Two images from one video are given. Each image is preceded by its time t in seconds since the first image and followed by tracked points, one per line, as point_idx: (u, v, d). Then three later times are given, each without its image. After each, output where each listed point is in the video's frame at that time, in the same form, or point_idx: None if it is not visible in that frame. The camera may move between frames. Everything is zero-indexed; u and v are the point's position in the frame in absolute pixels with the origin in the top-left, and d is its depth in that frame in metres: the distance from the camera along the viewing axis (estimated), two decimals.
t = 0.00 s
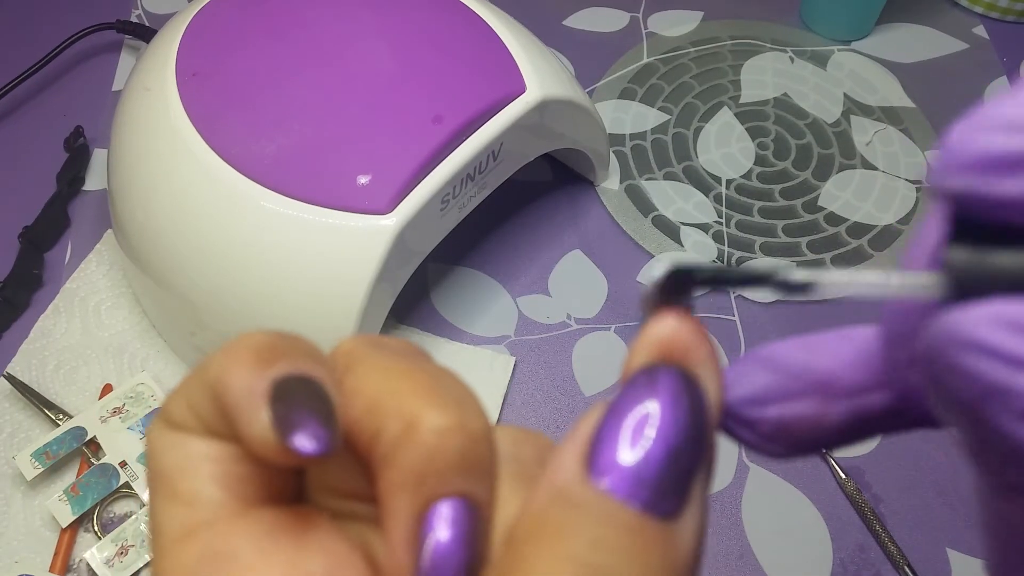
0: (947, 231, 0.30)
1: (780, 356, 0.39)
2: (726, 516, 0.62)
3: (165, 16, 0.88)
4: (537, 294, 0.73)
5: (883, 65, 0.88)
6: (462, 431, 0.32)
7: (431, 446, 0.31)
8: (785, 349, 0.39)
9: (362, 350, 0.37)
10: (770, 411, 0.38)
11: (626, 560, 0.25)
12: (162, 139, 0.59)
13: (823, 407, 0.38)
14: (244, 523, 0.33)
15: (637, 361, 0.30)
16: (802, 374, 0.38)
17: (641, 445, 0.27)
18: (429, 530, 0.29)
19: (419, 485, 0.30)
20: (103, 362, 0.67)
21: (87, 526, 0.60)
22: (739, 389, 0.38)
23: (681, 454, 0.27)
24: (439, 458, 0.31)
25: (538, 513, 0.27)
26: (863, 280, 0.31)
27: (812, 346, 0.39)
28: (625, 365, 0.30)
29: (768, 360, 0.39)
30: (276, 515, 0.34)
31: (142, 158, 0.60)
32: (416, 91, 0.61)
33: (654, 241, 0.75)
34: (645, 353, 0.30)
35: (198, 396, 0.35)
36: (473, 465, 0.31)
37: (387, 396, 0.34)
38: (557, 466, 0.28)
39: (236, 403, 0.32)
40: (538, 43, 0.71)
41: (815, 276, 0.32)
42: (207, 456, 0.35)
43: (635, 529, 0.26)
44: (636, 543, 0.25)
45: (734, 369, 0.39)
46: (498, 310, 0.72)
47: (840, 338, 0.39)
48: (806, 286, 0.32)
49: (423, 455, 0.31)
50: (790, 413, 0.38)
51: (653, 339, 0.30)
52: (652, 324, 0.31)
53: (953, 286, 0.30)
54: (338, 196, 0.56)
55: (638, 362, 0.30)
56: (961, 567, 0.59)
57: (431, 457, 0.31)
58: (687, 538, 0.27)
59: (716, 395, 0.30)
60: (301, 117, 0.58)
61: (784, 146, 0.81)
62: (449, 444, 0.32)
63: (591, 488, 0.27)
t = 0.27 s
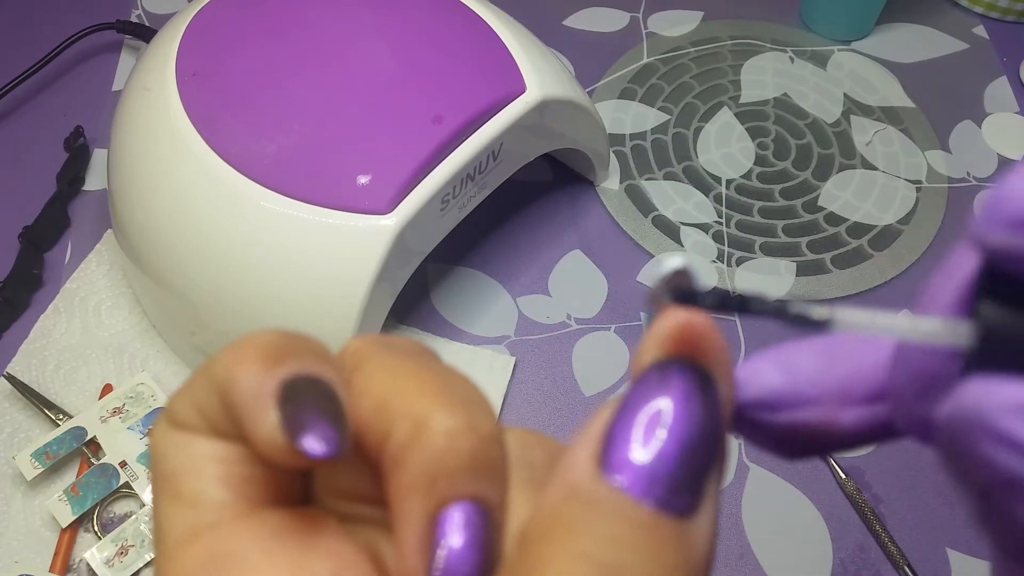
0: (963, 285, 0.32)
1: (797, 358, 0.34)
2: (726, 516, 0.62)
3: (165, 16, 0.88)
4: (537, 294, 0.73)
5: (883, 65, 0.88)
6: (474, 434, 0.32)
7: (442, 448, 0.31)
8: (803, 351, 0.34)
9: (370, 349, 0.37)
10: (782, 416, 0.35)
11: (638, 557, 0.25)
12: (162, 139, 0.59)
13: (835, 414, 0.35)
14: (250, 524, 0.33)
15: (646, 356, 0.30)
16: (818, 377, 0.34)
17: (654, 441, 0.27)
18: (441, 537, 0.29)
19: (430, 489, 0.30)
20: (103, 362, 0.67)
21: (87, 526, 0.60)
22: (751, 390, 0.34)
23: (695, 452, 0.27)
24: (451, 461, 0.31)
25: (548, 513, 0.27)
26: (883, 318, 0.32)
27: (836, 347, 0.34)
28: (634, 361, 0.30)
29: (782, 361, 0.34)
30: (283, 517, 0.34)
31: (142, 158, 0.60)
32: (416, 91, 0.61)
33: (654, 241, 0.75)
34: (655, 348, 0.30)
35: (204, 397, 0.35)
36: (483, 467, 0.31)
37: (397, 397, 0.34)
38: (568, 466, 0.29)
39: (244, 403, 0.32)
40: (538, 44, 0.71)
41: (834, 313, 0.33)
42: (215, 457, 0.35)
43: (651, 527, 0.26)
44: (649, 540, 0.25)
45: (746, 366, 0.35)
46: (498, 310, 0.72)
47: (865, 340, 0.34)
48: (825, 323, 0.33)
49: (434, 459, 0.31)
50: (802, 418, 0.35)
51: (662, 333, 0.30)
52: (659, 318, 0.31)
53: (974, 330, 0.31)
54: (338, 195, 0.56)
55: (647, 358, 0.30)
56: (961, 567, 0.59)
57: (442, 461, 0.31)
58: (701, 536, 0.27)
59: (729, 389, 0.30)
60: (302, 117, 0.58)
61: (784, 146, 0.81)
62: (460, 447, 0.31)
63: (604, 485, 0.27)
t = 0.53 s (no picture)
0: (956, 280, 0.30)
1: (804, 360, 0.33)
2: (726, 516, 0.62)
3: (165, 16, 0.88)
4: (537, 294, 0.73)
5: (883, 65, 0.88)
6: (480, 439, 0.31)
7: (449, 454, 0.31)
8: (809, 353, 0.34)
9: (374, 350, 0.37)
10: (790, 418, 0.34)
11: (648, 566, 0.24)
12: (162, 139, 0.59)
13: (841, 415, 0.33)
14: (254, 529, 0.33)
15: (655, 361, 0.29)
16: (825, 378, 0.33)
17: (664, 447, 0.27)
18: (446, 545, 0.29)
19: (437, 495, 0.29)
20: (103, 362, 0.67)
21: (87, 526, 0.60)
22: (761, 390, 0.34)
23: (706, 458, 0.27)
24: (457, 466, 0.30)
25: (557, 519, 0.26)
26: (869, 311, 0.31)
27: (840, 347, 0.33)
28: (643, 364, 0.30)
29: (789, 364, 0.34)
30: (288, 522, 0.34)
31: (142, 158, 0.60)
32: (415, 91, 0.61)
33: (654, 241, 0.75)
34: (664, 353, 0.29)
35: (207, 399, 0.34)
36: (490, 473, 0.30)
37: (402, 400, 0.33)
38: (578, 470, 0.28)
39: (248, 407, 0.32)
40: (539, 44, 0.71)
41: (825, 306, 0.32)
42: (217, 460, 0.35)
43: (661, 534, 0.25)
44: (659, 546, 0.25)
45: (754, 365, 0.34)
46: (497, 310, 0.72)
47: (868, 339, 0.32)
48: (816, 316, 0.32)
49: (440, 465, 0.30)
50: (811, 418, 0.34)
51: (670, 337, 0.29)
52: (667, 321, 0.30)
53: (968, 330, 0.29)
54: (338, 195, 0.56)
55: (657, 362, 0.29)
56: (960, 567, 0.59)
57: (449, 467, 0.30)
58: (713, 543, 0.26)
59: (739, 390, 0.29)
60: (301, 117, 0.58)
61: (784, 146, 0.81)
62: (466, 452, 0.31)
63: (614, 490, 0.26)
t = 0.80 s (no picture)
0: (979, 243, 0.33)
1: (814, 353, 0.36)
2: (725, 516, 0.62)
3: (165, 16, 0.88)
4: (537, 294, 0.73)
5: (883, 65, 0.88)
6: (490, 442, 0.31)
7: (458, 454, 0.31)
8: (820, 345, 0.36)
9: (383, 352, 0.36)
10: (802, 415, 0.35)
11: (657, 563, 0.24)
12: (162, 139, 0.59)
13: (853, 408, 0.35)
14: (261, 529, 0.33)
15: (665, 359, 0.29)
16: (835, 372, 0.35)
17: (674, 445, 0.27)
18: (457, 546, 0.28)
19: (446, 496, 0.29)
20: (103, 362, 0.67)
21: (87, 526, 0.60)
22: (772, 387, 0.35)
23: (715, 456, 0.27)
24: (465, 467, 0.30)
25: (565, 518, 0.26)
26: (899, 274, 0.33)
27: (849, 341, 0.35)
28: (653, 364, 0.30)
29: (799, 358, 0.36)
30: (294, 524, 0.33)
31: (142, 158, 0.60)
32: (416, 90, 0.61)
33: (654, 241, 0.75)
34: (673, 351, 0.29)
35: (215, 400, 0.34)
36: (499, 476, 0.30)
37: (410, 402, 0.33)
38: (586, 469, 0.28)
39: (255, 406, 0.32)
40: (539, 44, 0.71)
41: (847, 267, 0.34)
42: (225, 460, 0.35)
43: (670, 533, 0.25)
44: (668, 546, 0.25)
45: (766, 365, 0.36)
46: (497, 310, 0.72)
47: (873, 330, 0.35)
48: (839, 274, 0.34)
49: (450, 466, 0.30)
50: (822, 414, 0.35)
51: (679, 337, 0.29)
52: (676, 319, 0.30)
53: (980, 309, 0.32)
54: (338, 195, 0.56)
55: (667, 360, 0.29)
56: (960, 566, 0.59)
57: (459, 468, 0.30)
58: (723, 542, 0.26)
59: (749, 389, 0.29)
60: (301, 117, 0.58)
61: (784, 146, 0.81)
62: (476, 454, 0.31)
63: (623, 489, 0.26)
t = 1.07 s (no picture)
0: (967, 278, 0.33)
1: (813, 356, 0.34)
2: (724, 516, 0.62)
3: (165, 16, 0.88)
4: (537, 294, 0.73)
5: (883, 65, 0.88)
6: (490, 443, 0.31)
7: (456, 455, 0.31)
8: (817, 347, 0.34)
9: (383, 352, 0.36)
10: (796, 415, 0.34)
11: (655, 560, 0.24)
12: (162, 139, 0.59)
13: (846, 409, 0.35)
14: (261, 528, 0.33)
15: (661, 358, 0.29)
16: (832, 376, 0.34)
17: (671, 444, 0.27)
18: (456, 547, 0.28)
19: (446, 498, 0.29)
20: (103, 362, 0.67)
21: (87, 526, 0.60)
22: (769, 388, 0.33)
23: (713, 454, 0.27)
24: (464, 468, 0.30)
25: (563, 516, 0.26)
26: (881, 310, 0.33)
27: (850, 341, 0.33)
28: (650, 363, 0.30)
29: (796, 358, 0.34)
30: (294, 523, 0.34)
31: (142, 158, 0.60)
32: (415, 91, 0.61)
33: (654, 241, 0.75)
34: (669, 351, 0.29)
35: (214, 399, 0.35)
36: (498, 476, 0.30)
37: (410, 403, 0.33)
38: (585, 468, 0.28)
39: (255, 405, 0.32)
40: (539, 45, 0.71)
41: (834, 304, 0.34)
42: (225, 460, 0.35)
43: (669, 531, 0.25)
44: (666, 543, 0.25)
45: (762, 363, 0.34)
46: (498, 310, 0.72)
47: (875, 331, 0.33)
48: (825, 311, 0.34)
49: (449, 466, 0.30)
50: (813, 414, 0.35)
51: (675, 337, 0.29)
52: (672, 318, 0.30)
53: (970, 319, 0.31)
54: (338, 195, 0.56)
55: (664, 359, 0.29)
56: (961, 567, 0.59)
57: (457, 468, 0.30)
58: (722, 539, 0.26)
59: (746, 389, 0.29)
60: (302, 117, 0.58)
61: (784, 146, 0.81)
62: (475, 454, 0.31)
63: (621, 487, 0.26)
